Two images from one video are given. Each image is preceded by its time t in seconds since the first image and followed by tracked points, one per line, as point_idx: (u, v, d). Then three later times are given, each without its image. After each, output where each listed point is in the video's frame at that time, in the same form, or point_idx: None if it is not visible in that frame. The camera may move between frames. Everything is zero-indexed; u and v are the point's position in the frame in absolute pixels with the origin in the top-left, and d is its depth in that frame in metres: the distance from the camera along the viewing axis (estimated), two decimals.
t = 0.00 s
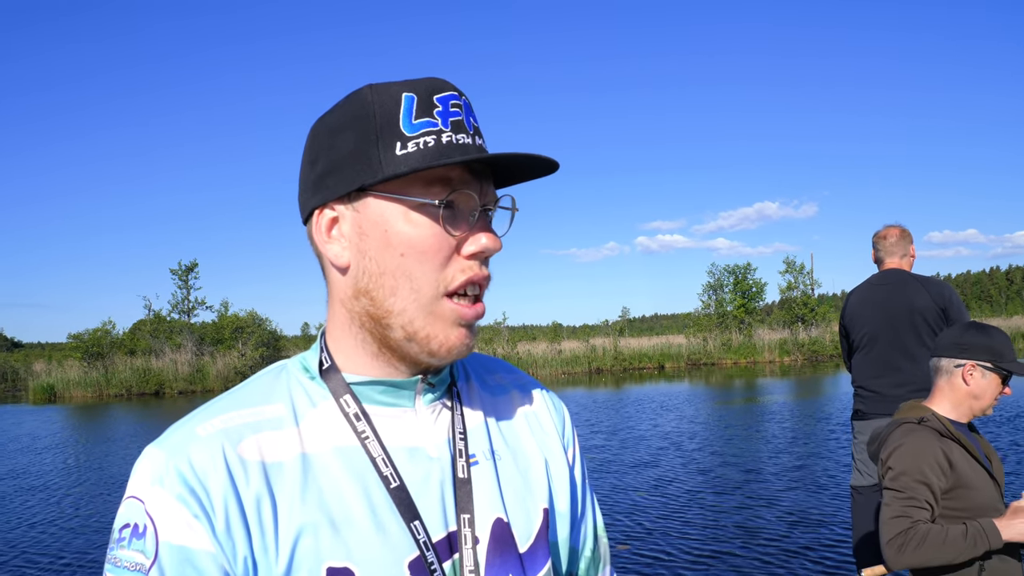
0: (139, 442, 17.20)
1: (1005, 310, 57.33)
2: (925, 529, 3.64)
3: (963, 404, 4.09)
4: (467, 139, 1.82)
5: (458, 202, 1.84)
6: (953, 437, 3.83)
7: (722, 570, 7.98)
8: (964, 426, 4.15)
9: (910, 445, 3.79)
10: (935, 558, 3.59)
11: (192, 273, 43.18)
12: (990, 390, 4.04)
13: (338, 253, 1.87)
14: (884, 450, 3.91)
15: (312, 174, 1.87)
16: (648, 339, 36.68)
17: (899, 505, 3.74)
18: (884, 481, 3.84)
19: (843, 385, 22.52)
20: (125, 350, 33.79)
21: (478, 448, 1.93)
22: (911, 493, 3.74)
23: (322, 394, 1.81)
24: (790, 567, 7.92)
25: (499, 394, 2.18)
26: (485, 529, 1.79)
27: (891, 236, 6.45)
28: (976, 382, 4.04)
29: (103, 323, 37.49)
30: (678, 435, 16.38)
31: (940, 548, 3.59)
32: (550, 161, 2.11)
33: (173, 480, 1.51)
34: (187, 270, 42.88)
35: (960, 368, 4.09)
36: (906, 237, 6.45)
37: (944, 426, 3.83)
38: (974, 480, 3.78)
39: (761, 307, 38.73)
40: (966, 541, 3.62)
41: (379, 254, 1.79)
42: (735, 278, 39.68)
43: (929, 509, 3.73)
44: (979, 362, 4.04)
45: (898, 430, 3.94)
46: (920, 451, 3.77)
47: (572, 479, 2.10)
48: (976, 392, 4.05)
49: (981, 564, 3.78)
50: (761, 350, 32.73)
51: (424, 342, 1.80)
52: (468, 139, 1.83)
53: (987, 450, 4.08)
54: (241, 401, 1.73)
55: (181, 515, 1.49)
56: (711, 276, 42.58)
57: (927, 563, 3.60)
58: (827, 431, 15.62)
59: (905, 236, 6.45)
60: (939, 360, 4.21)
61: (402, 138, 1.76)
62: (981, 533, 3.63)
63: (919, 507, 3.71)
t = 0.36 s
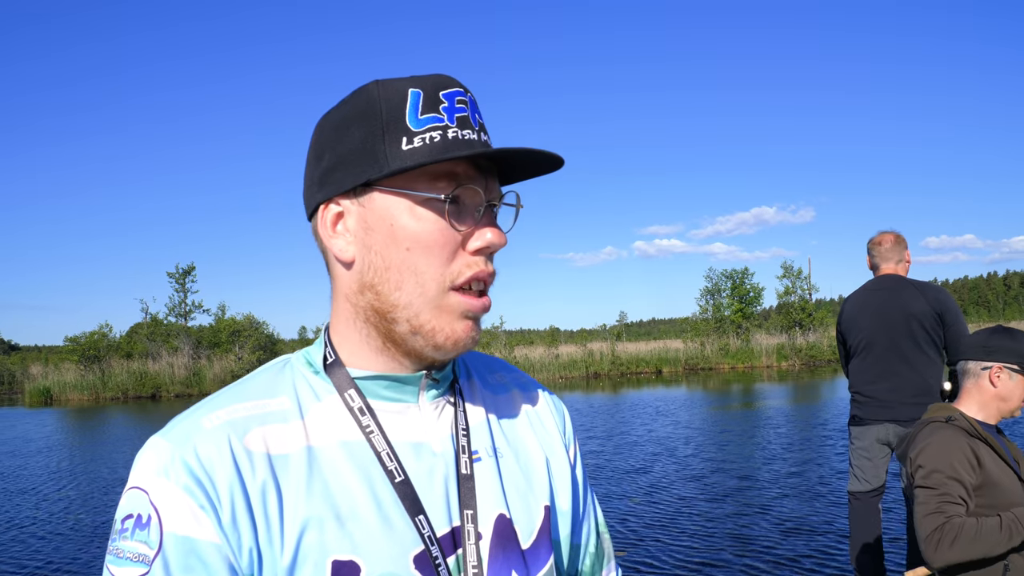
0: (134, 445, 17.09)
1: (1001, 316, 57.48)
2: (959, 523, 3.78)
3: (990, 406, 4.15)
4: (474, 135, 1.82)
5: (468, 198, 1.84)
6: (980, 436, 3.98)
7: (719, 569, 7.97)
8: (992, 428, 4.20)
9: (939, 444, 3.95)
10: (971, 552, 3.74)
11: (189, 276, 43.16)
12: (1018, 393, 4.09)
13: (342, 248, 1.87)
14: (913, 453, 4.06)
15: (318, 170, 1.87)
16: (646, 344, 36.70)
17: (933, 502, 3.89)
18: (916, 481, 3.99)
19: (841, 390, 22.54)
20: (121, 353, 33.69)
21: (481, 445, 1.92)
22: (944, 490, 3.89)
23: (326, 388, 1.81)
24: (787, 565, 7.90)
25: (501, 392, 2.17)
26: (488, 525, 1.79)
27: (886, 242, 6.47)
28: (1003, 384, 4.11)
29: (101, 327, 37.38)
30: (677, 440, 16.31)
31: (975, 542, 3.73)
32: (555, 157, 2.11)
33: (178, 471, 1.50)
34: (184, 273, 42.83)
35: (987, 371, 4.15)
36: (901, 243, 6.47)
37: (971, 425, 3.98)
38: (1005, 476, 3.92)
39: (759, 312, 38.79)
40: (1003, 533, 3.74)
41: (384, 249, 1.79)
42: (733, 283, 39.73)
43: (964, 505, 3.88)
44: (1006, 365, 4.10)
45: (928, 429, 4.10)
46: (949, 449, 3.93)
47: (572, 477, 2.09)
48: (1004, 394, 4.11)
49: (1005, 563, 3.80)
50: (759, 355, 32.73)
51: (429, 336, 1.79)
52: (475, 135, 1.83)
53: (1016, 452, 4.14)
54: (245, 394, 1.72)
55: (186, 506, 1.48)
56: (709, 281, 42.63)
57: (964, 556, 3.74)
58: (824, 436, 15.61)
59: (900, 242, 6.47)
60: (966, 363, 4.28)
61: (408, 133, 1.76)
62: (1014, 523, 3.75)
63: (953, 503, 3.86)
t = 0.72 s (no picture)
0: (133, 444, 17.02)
1: (1002, 322, 57.42)
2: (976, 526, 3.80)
3: (1005, 410, 4.20)
4: (474, 125, 1.81)
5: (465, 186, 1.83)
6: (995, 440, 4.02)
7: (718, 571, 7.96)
8: (1008, 432, 4.25)
9: (953, 448, 4.00)
10: (988, 555, 3.74)
11: (189, 275, 43.17)
12: None
13: (341, 239, 1.86)
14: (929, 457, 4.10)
15: (317, 160, 1.86)
16: (646, 346, 36.67)
17: (950, 505, 3.93)
18: (932, 485, 4.02)
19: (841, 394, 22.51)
20: (121, 351, 33.69)
21: (478, 439, 1.91)
22: (960, 494, 3.93)
23: (324, 380, 1.80)
24: (786, 569, 7.90)
25: (499, 386, 2.16)
26: (485, 519, 1.78)
27: (882, 246, 6.47)
28: (1018, 388, 4.15)
29: (101, 324, 37.29)
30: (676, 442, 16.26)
31: (991, 545, 3.74)
32: (555, 150, 2.10)
33: (174, 463, 1.49)
34: (185, 271, 42.82)
35: (1001, 375, 4.21)
36: (897, 247, 6.47)
37: (985, 428, 4.02)
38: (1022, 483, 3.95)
39: (758, 315, 38.79)
40: (1019, 536, 3.74)
41: (383, 240, 1.78)
42: (733, 286, 39.73)
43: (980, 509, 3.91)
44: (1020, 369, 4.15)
45: (942, 433, 4.15)
46: (963, 451, 3.98)
47: (568, 472, 2.08)
48: (1019, 398, 4.15)
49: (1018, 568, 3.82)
50: (759, 358, 32.70)
51: (428, 328, 1.78)
52: (475, 125, 1.82)
53: None
54: (242, 386, 1.71)
55: (182, 498, 1.46)
56: (710, 283, 42.60)
57: (982, 559, 3.75)
58: (823, 440, 15.59)
59: (895, 246, 6.47)
60: (980, 368, 4.33)
61: (407, 123, 1.75)
62: None
63: (969, 506, 3.89)
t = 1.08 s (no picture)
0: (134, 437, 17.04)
1: (1006, 328, 57.22)
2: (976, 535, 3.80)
3: (1018, 418, 4.21)
4: (476, 129, 1.81)
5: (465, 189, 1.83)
6: (1002, 448, 4.01)
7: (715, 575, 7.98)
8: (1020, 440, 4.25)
9: (958, 455, 3.99)
10: (986, 564, 3.74)
11: (193, 269, 43.28)
12: None
13: (342, 240, 1.86)
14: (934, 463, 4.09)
15: (319, 161, 1.87)
16: (648, 347, 36.68)
17: (951, 512, 3.92)
18: (935, 491, 4.02)
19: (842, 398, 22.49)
20: (123, 344, 33.77)
21: (477, 439, 1.91)
22: (962, 501, 3.93)
23: (325, 380, 1.81)
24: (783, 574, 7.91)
25: (497, 387, 2.16)
26: (483, 520, 1.78)
27: (883, 251, 6.46)
28: None
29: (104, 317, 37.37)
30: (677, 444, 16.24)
31: (990, 554, 3.74)
32: (558, 154, 2.10)
33: (177, 461, 1.50)
34: (189, 265, 42.90)
35: (1014, 384, 4.21)
36: (898, 251, 6.46)
37: (992, 436, 4.01)
38: None
39: (762, 317, 38.72)
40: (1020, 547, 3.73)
41: (384, 243, 1.78)
42: (736, 288, 39.72)
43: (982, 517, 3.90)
44: None
45: (949, 439, 4.14)
46: (968, 459, 3.97)
47: (566, 472, 2.08)
48: None
49: None
50: (761, 361, 32.66)
51: (427, 331, 1.79)
52: (477, 128, 1.81)
53: None
54: (244, 384, 1.72)
55: (185, 496, 1.47)
56: (713, 285, 42.54)
57: (979, 567, 3.75)
58: (824, 445, 15.58)
59: (897, 250, 6.46)
60: (993, 376, 4.32)
61: (409, 126, 1.75)
62: None
63: (970, 514, 3.89)
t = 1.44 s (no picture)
0: (148, 434, 17.13)
1: None
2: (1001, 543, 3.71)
3: None
4: (496, 135, 1.78)
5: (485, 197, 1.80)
6: None
7: None
8: None
9: (981, 462, 3.93)
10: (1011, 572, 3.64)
11: (212, 266, 43.65)
12: None
13: (361, 244, 1.85)
14: (958, 471, 4.04)
15: (339, 164, 1.85)
16: (665, 349, 36.46)
17: (975, 520, 3.86)
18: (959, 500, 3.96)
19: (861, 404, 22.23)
20: (143, 340, 34.13)
21: (496, 443, 1.88)
22: (986, 509, 3.85)
23: (344, 383, 1.79)
24: None
25: (515, 391, 2.13)
26: (500, 525, 1.75)
27: (900, 256, 6.35)
28: None
29: (124, 313, 37.77)
30: (692, 448, 16.14)
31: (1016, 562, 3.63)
32: (578, 160, 2.07)
33: (197, 462, 1.48)
34: (208, 263, 43.24)
35: None
36: (915, 256, 6.35)
37: (1018, 443, 3.92)
38: None
39: (780, 321, 38.40)
40: None
41: (403, 247, 1.76)
42: (755, 291, 39.39)
43: (1008, 525, 3.81)
44: None
45: (974, 447, 4.07)
46: (993, 467, 3.89)
47: (583, 476, 2.05)
48: None
49: None
50: (779, 365, 32.37)
51: (445, 337, 1.76)
52: (497, 135, 1.79)
53: None
54: (265, 385, 1.70)
55: (205, 497, 1.45)
56: (731, 288, 42.22)
57: None
58: (841, 451, 15.41)
59: (913, 255, 6.35)
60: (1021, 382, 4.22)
61: (430, 131, 1.72)
62: None
63: (995, 522, 3.81)
